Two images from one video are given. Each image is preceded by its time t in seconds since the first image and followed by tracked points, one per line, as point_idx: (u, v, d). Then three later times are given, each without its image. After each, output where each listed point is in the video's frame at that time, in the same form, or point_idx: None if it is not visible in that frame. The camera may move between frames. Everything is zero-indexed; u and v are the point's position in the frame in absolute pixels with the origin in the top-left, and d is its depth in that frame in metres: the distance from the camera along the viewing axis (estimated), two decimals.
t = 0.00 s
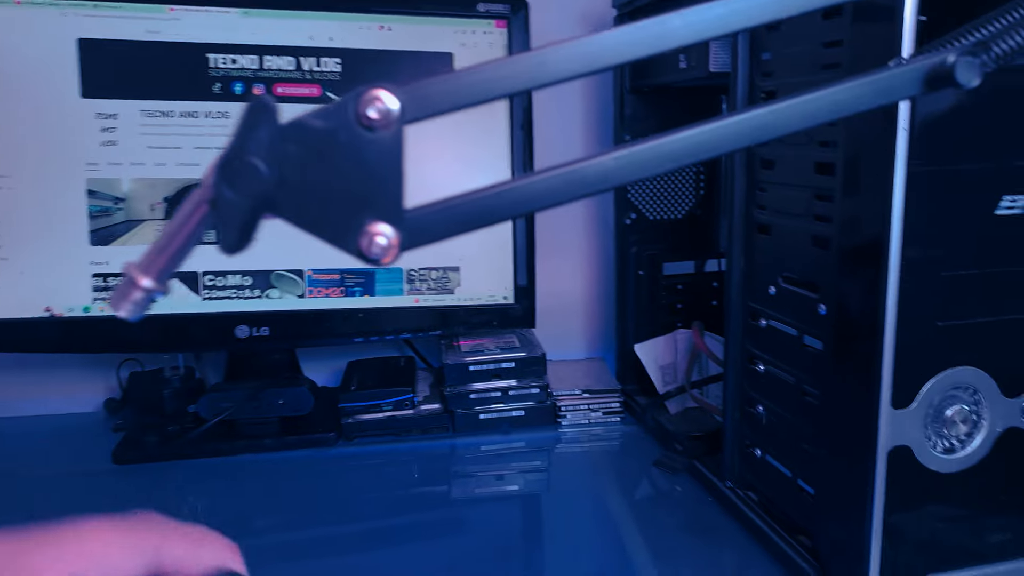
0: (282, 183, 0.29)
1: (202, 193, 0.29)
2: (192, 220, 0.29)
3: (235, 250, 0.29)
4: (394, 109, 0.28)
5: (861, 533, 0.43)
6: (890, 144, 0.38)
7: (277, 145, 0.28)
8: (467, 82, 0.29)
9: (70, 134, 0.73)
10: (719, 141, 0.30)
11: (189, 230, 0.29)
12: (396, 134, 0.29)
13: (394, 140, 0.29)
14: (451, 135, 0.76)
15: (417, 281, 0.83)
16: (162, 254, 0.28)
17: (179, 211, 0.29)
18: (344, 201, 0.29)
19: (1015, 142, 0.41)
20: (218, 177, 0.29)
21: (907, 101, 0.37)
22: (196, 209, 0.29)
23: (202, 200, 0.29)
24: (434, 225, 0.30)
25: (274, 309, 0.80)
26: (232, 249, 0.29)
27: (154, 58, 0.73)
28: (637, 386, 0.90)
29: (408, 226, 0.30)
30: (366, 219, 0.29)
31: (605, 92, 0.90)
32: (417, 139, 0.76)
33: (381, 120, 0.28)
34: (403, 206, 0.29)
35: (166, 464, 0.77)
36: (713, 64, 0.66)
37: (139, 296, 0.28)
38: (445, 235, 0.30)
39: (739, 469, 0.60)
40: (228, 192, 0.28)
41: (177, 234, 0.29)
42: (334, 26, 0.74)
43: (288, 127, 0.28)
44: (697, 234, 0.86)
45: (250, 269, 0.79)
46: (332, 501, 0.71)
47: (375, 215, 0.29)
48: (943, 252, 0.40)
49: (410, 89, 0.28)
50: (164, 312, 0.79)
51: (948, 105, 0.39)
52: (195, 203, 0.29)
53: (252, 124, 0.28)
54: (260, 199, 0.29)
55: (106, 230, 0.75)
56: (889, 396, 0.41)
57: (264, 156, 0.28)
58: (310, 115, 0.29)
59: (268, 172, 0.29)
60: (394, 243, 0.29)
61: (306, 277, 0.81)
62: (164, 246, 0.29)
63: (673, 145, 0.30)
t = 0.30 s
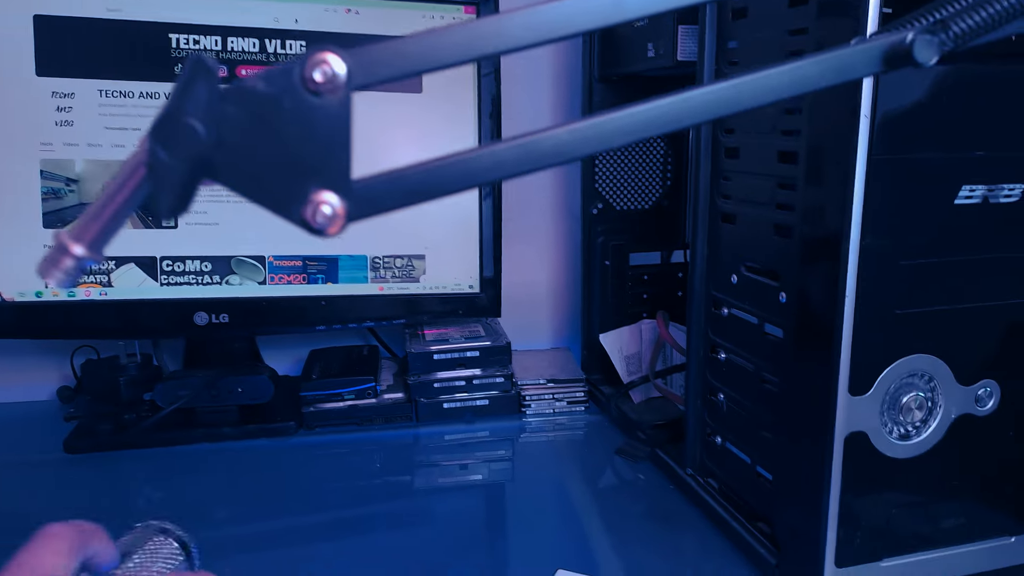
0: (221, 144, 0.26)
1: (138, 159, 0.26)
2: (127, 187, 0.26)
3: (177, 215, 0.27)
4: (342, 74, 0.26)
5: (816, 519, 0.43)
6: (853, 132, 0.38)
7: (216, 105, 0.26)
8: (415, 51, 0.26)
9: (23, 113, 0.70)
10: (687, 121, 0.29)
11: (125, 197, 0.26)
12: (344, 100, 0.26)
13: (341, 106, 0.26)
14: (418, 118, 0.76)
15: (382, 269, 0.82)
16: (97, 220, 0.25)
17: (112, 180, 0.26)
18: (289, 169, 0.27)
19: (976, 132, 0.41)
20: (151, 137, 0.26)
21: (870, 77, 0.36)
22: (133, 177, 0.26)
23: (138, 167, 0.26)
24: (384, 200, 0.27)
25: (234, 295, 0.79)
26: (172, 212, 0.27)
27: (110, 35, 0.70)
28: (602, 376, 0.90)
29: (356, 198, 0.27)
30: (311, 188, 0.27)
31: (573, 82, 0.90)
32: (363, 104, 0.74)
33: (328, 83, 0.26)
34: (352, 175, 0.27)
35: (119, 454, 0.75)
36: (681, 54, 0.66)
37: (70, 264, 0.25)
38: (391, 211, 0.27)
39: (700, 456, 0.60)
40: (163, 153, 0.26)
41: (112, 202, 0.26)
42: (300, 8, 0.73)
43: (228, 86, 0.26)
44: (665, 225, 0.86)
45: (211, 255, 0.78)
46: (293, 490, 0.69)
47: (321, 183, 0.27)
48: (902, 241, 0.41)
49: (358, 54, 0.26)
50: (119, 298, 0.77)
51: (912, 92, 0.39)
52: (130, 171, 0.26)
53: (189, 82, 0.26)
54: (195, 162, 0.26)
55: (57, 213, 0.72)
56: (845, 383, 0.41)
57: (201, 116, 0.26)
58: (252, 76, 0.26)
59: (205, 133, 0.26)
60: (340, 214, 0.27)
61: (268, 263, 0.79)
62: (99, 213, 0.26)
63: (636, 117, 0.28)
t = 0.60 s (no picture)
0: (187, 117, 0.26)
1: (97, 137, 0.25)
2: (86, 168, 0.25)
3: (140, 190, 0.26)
4: (312, 41, 0.25)
5: (811, 505, 0.43)
6: (844, 110, 0.38)
7: (181, 75, 0.25)
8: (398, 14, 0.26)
9: None
10: (672, 94, 0.28)
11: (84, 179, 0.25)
12: (316, 69, 0.26)
13: (312, 75, 0.26)
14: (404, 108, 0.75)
15: (369, 260, 0.81)
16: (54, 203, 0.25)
17: (67, 156, 0.25)
18: (261, 142, 0.26)
19: (968, 107, 0.40)
20: (109, 108, 0.25)
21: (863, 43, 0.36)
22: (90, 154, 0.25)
23: (97, 146, 0.25)
24: (362, 174, 0.27)
25: (220, 289, 0.77)
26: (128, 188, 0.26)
27: (86, 26, 0.68)
28: (593, 364, 0.89)
29: (330, 171, 0.27)
30: (285, 162, 0.27)
31: (560, 68, 0.89)
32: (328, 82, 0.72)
33: (297, 51, 0.25)
34: (325, 150, 0.27)
35: (103, 451, 0.74)
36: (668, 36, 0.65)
37: (28, 247, 0.24)
38: (368, 185, 0.27)
39: (692, 443, 0.60)
40: (124, 125, 0.25)
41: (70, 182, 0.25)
42: None
43: (194, 55, 0.25)
44: (653, 211, 0.85)
45: (194, 248, 0.76)
46: (281, 485, 0.69)
47: (293, 157, 0.27)
48: (894, 222, 0.40)
49: (333, 21, 0.26)
50: (102, 294, 0.76)
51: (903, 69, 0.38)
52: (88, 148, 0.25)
53: (149, 48, 0.25)
54: (158, 134, 0.25)
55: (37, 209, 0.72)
56: (839, 365, 0.41)
57: (163, 85, 0.25)
58: (218, 45, 0.26)
59: (169, 104, 0.25)
60: (315, 188, 0.27)
61: (253, 255, 0.78)
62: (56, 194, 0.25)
63: (621, 87, 0.27)
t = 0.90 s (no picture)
0: (115, 108, 0.25)
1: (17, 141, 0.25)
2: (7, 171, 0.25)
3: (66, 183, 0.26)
4: (247, 27, 0.24)
5: (802, 496, 0.42)
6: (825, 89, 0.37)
7: (107, 65, 0.24)
8: None
9: None
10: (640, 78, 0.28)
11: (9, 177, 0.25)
12: (252, 56, 0.25)
13: (248, 63, 0.25)
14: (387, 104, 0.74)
15: (355, 258, 0.79)
16: None
17: None
18: (199, 131, 0.25)
19: (952, 87, 0.39)
20: (28, 98, 0.25)
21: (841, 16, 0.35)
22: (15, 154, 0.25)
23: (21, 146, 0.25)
24: (316, 166, 0.26)
25: (205, 291, 0.76)
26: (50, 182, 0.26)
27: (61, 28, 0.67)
28: (584, 358, 0.89)
29: (271, 160, 0.26)
30: (224, 153, 0.25)
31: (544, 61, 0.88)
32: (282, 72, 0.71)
33: (231, 38, 0.24)
34: (268, 139, 0.26)
35: (91, 456, 0.73)
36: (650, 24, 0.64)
37: None
38: (309, 180, 0.26)
39: (683, 436, 0.59)
40: (42, 118, 0.25)
41: None
42: None
43: (120, 45, 0.25)
44: (641, 202, 0.84)
45: (178, 250, 0.75)
46: (269, 487, 0.68)
47: (234, 148, 0.25)
48: (880, 206, 0.39)
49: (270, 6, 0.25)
50: (86, 298, 0.75)
51: (884, 50, 0.37)
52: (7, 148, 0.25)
53: (68, 38, 0.24)
54: (80, 126, 0.25)
55: (17, 213, 0.72)
56: (826, 354, 0.40)
57: (86, 77, 0.25)
58: (148, 34, 0.25)
59: (91, 96, 0.25)
60: (256, 180, 0.26)
61: (237, 256, 0.77)
62: None
63: (586, 68, 0.27)
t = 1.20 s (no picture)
0: (71, 114, 0.25)
1: None
2: None
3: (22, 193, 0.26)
4: (204, 31, 0.25)
5: (791, 488, 0.42)
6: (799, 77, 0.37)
7: (62, 71, 0.25)
8: None
9: None
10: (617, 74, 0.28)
11: None
12: (210, 58, 0.25)
13: (205, 65, 0.25)
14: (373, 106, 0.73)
15: (345, 261, 0.79)
16: None
17: None
18: (159, 135, 0.26)
19: (929, 76, 0.39)
20: None
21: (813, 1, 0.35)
22: None
23: None
24: (285, 169, 0.26)
25: (195, 297, 0.76)
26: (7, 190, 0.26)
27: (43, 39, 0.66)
28: (576, 355, 0.89)
29: (232, 164, 0.26)
30: (185, 157, 0.26)
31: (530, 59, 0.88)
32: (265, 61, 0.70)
33: (188, 40, 0.25)
34: (229, 141, 0.26)
35: (83, 467, 0.73)
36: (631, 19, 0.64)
37: None
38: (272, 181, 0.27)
39: (674, 430, 0.59)
40: None
41: None
42: None
43: (75, 52, 0.25)
44: (629, 198, 0.84)
45: (166, 257, 0.75)
46: (263, 493, 0.67)
47: (194, 152, 0.26)
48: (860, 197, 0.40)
49: (226, 10, 0.25)
50: (75, 308, 0.74)
51: (858, 39, 0.37)
52: None
53: (19, 45, 0.24)
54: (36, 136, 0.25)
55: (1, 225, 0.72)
56: (810, 345, 0.40)
57: (39, 84, 0.25)
58: (105, 39, 0.25)
59: (45, 103, 0.25)
60: (217, 185, 0.26)
61: (226, 262, 0.76)
62: None
63: (550, 66, 0.27)
